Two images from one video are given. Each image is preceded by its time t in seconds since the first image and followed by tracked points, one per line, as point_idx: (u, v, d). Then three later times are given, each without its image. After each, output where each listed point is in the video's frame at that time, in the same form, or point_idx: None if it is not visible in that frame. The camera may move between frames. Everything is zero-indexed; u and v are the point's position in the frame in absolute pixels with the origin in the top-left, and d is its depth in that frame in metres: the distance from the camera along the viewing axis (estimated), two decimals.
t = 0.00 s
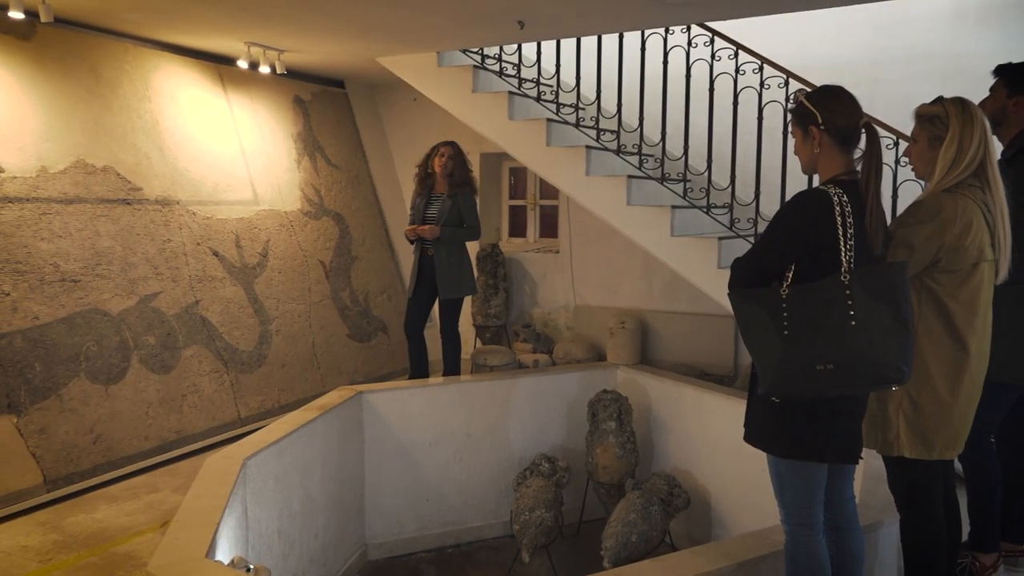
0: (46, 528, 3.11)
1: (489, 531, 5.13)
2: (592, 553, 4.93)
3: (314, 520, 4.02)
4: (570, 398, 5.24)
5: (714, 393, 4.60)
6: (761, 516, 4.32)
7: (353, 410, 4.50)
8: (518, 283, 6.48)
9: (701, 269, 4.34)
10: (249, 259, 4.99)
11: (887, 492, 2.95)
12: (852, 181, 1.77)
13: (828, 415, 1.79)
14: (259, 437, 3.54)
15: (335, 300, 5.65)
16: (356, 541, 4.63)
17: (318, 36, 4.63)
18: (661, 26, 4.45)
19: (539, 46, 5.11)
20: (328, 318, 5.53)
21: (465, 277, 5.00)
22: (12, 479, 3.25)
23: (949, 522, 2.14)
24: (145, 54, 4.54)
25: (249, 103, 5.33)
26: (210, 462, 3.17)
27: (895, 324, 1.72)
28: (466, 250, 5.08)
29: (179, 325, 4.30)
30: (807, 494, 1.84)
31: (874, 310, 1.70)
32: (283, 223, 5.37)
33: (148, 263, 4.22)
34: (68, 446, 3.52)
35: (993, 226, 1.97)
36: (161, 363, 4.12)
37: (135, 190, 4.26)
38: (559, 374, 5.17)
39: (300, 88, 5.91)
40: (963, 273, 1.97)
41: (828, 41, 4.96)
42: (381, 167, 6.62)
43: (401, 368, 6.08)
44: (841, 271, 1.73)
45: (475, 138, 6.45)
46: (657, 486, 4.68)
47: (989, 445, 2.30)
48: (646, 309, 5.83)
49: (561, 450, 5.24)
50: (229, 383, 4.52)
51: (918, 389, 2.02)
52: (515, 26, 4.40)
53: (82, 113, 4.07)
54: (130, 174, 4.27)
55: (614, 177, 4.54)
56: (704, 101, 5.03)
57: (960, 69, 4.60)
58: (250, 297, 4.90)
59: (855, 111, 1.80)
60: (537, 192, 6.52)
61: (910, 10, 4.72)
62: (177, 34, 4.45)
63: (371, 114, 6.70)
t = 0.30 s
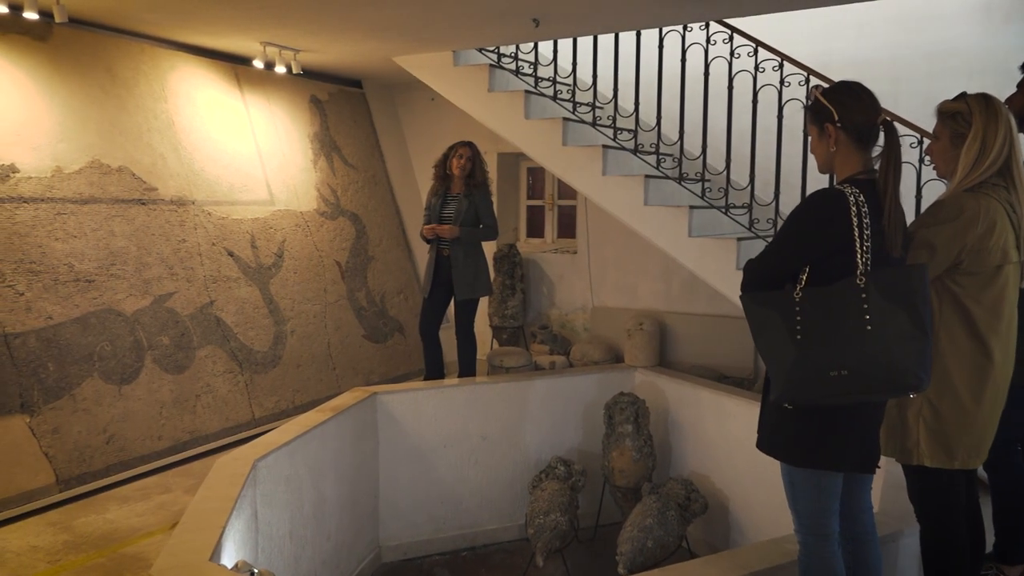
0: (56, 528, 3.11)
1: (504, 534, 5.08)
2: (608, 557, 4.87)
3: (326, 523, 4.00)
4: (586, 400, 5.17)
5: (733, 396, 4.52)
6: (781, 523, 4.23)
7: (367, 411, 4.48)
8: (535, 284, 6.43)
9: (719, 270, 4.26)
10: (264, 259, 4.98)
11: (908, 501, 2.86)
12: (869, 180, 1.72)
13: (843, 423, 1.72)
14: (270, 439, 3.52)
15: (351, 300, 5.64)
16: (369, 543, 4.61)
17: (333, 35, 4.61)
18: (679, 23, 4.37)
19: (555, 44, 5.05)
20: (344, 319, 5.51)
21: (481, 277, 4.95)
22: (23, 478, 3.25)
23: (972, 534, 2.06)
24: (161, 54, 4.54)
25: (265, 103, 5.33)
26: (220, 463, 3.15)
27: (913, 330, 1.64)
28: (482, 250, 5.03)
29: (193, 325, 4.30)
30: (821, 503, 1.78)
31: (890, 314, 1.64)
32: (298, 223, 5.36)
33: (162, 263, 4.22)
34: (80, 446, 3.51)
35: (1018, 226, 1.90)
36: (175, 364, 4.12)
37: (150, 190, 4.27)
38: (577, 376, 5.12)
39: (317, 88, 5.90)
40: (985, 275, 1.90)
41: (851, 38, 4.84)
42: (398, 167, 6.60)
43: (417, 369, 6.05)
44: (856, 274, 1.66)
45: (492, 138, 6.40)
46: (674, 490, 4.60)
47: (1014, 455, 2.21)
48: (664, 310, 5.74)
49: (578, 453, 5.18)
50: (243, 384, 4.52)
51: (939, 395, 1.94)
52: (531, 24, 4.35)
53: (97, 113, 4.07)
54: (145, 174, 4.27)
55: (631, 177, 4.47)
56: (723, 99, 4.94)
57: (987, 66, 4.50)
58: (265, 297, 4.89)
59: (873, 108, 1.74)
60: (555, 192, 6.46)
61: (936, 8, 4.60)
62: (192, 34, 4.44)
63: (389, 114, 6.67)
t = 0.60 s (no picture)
0: (68, 528, 3.11)
1: (520, 538, 5.03)
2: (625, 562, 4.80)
3: (339, 525, 3.97)
4: (604, 403, 5.10)
5: (754, 400, 4.43)
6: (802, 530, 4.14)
7: (382, 412, 4.45)
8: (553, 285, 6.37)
9: (738, 271, 4.18)
10: (280, 259, 4.97)
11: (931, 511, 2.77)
12: (888, 179, 1.65)
13: (859, 431, 1.65)
14: (281, 440, 3.49)
15: (368, 301, 5.62)
16: (384, 545, 4.57)
17: (349, 34, 4.59)
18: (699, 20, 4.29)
19: (573, 43, 5.00)
20: (360, 319, 5.49)
21: (499, 277, 4.90)
22: (37, 478, 3.25)
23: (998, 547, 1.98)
24: (178, 55, 4.55)
25: (282, 103, 5.32)
26: (231, 465, 3.13)
27: (933, 335, 1.58)
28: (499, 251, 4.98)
29: (208, 325, 4.30)
30: (838, 514, 1.71)
31: (909, 318, 1.57)
32: (315, 223, 5.35)
33: (178, 263, 4.22)
34: (95, 447, 3.52)
35: None
36: (189, 364, 4.12)
37: (166, 190, 4.27)
38: (594, 378, 5.05)
39: (334, 88, 5.88)
40: (1009, 277, 1.84)
41: (876, 35, 4.73)
42: (416, 167, 6.57)
43: (434, 369, 6.02)
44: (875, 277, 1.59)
45: (511, 138, 6.36)
46: (692, 495, 4.52)
47: None
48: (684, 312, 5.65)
49: (595, 456, 5.11)
50: (258, 384, 4.51)
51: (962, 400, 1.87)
52: (547, 22, 4.29)
53: (114, 114, 4.07)
54: (161, 174, 4.27)
55: (649, 176, 4.40)
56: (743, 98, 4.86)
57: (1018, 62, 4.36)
58: (281, 298, 4.88)
59: (892, 104, 1.68)
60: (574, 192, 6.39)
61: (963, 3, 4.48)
62: (208, 33, 4.44)
63: (407, 113, 6.65)
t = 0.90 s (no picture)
0: (83, 528, 3.11)
1: (538, 542, 4.97)
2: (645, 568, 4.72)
3: (355, 527, 3.95)
4: (624, 407, 5.03)
5: (778, 405, 4.34)
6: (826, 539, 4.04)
7: (399, 414, 4.42)
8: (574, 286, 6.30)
9: (761, 273, 4.09)
10: (299, 259, 4.96)
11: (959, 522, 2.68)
12: (911, 179, 1.60)
13: (879, 441, 1.59)
14: (296, 442, 3.47)
15: (387, 301, 5.59)
16: (401, 548, 4.53)
17: (367, 34, 4.56)
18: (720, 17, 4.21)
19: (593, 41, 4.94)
20: (379, 320, 5.47)
21: (518, 278, 4.84)
22: (53, 478, 3.26)
23: None
24: (197, 55, 4.56)
25: (302, 104, 5.32)
26: (245, 466, 3.12)
27: (957, 341, 1.51)
28: (518, 251, 4.93)
29: (226, 325, 4.30)
30: (858, 527, 1.65)
31: (932, 324, 1.51)
32: (334, 224, 5.33)
33: (196, 264, 4.22)
34: (112, 447, 3.52)
35: None
36: (207, 364, 4.12)
37: (185, 190, 4.27)
38: (615, 381, 4.98)
39: (354, 88, 5.87)
40: None
41: (903, 31, 4.62)
42: (437, 168, 6.55)
43: (453, 371, 5.99)
44: (895, 280, 1.54)
45: (531, 138, 6.31)
46: (713, 501, 4.41)
47: None
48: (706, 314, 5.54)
49: (615, 460, 5.04)
50: (276, 385, 4.50)
51: (991, 411, 1.80)
52: (566, 20, 4.24)
53: (133, 114, 4.09)
54: (181, 175, 4.28)
55: (670, 176, 4.33)
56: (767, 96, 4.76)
57: None
58: (300, 298, 4.87)
59: (914, 101, 1.64)
60: (595, 192, 6.31)
61: None
62: (227, 34, 4.44)
63: (428, 113, 6.63)
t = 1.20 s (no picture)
0: (103, 527, 3.12)
1: (561, 546, 4.90)
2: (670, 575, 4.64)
3: (375, 529, 3.92)
4: (649, 410, 4.95)
5: (806, 410, 4.24)
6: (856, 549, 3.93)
7: (420, 416, 4.38)
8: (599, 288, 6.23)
9: (789, 275, 4.00)
10: (322, 259, 4.95)
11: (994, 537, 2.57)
12: (940, 177, 1.55)
13: (904, 449, 1.55)
14: (315, 443, 3.45)
15: (410, 302, 5.57)
16: (422, 550, 4.49)
17: (390, 33, 4.54)
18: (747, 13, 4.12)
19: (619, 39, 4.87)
20: (402, 321, 5.45)
21: (541, 279, 4.78)
22: (74, 477, 3.27)
23: None
24: (222, 56, 4.57)
25: (327, 104, 5.32)
26: (263, 468, 3.10)
27: (988, 348, 1.44)
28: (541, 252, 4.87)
29: (248, 325, 4.30)
30: (885, 540, 1.59)
31: (962, 331, 1.44)
32: (358, 224, 5.32)
33: (219, 264, 4.23)
34: (133, 446, 3.53)
35: None
36: (229, 364, 4.12)
37: (208, 190, 4.28)
38: (640, 383, 4.91)
39: (379, 88, 5.86)
40: None
41: (938, 26, 4.49)
42: (462, 168, 6.51)
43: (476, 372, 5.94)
44: (923, 284, 1.47)
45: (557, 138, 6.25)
46: (739, 507, 4.34)
47: None
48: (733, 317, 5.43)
49: (639, 464, 4.96)
50: (297, 385, 4.50)
51: None
52: (590, 17, 4.18)
53: (158, 115, 4.10)
54: (204, 175, 4.29)
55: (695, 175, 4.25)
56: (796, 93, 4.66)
57: None
58: (322, 298, 4.86)
59: (944, 97, 1.58)
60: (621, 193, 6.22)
61: None
62: (251, 34, 4.45)
63: (453, 113, 6.60)
